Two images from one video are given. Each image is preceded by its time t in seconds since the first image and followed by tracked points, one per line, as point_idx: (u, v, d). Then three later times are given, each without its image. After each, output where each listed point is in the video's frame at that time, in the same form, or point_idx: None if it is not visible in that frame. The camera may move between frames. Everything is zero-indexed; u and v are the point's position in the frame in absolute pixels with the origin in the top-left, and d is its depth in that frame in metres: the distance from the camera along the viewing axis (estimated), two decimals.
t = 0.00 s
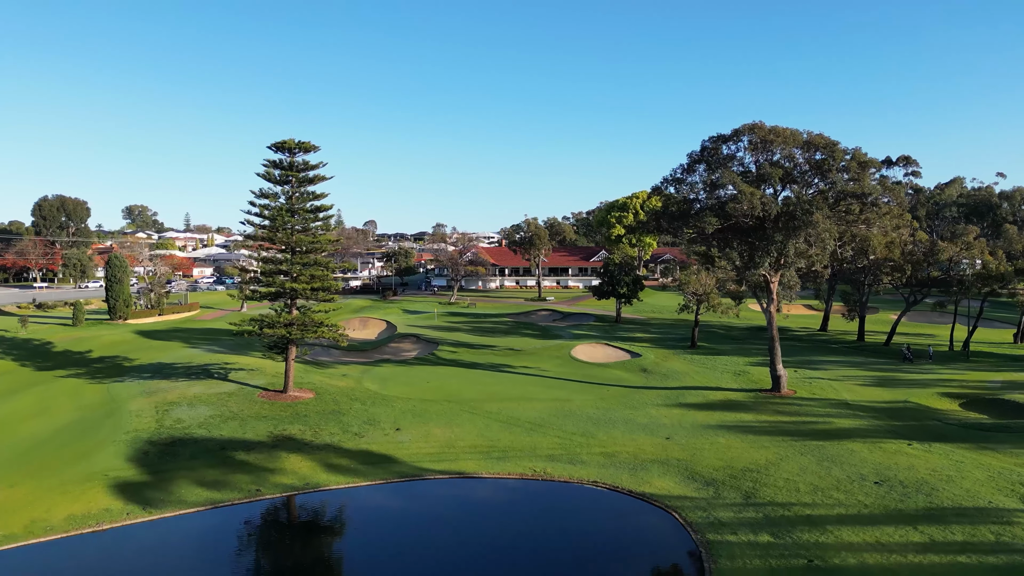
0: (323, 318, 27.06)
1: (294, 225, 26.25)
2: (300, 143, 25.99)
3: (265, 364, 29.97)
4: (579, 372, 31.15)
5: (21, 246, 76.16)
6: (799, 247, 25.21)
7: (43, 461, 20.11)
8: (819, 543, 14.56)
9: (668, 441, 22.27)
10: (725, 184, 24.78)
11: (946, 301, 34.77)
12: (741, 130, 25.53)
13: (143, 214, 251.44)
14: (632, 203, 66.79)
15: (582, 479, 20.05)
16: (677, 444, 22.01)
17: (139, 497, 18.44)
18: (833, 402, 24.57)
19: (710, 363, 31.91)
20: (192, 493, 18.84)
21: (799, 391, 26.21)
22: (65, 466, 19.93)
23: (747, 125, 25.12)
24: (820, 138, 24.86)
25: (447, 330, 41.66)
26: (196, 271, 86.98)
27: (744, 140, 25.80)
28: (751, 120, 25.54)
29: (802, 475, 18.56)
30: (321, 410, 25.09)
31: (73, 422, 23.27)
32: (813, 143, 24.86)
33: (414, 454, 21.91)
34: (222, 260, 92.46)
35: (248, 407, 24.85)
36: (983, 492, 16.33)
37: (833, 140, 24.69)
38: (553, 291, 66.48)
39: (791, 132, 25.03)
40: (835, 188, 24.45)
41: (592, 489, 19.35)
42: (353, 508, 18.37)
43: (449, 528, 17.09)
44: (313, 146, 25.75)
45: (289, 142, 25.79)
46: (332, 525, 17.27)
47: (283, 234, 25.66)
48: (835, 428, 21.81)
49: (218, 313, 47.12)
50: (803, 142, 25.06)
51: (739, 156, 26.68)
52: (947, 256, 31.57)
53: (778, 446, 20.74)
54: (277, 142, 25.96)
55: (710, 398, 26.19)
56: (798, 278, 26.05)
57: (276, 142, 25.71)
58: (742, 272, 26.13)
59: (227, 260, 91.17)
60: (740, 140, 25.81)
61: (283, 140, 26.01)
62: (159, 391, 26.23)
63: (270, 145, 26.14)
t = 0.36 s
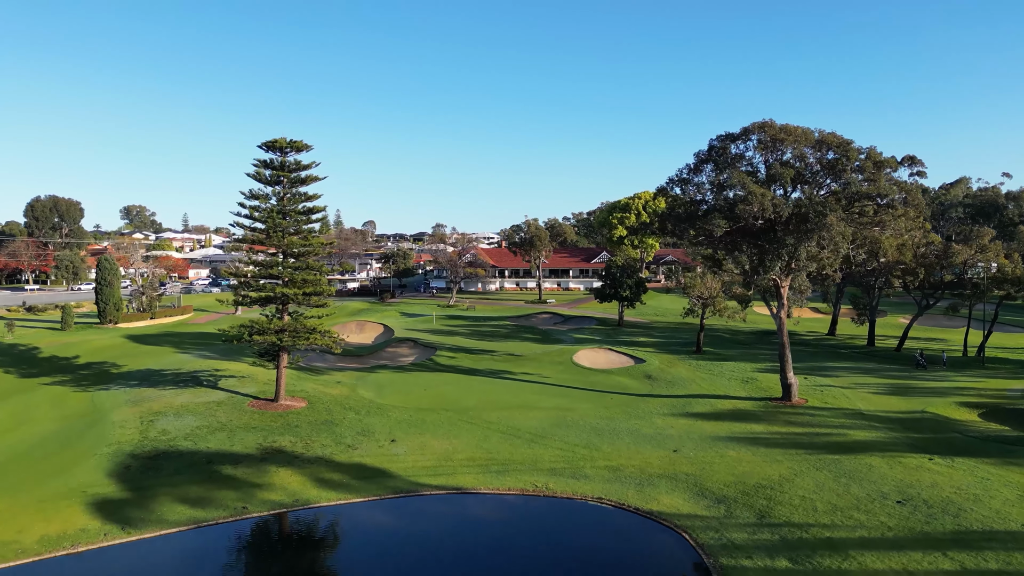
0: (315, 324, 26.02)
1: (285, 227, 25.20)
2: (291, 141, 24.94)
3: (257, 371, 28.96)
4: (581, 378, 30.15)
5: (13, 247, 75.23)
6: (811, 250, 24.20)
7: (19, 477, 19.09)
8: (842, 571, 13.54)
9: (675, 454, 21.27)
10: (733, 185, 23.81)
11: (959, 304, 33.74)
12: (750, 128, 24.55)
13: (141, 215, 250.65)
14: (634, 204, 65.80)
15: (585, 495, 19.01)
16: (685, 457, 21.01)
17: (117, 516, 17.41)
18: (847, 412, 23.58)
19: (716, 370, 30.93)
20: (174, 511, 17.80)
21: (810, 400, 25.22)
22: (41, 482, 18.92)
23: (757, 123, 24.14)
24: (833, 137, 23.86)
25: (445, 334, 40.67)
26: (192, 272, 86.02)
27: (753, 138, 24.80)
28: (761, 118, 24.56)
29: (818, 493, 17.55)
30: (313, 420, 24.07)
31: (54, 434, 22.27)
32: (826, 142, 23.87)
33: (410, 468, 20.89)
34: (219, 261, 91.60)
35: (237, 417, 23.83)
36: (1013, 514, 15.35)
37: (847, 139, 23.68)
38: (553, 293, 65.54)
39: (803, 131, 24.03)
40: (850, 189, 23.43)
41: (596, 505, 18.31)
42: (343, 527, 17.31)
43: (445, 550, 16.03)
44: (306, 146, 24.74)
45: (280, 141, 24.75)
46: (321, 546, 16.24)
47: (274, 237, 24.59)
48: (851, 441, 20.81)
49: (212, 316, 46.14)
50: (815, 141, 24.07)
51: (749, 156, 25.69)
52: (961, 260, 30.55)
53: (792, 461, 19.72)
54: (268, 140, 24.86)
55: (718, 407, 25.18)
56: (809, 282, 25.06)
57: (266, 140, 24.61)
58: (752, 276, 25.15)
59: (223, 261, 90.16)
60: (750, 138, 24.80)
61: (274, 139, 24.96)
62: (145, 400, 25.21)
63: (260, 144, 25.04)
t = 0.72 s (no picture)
0: (308, 331, 25.02)
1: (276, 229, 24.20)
2: (283, 140, 23.98)
3: (247, 378, 27.94)
4: (583, 385, 29.16)
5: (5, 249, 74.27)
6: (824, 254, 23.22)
7: None
8: None
9: (684, 468, 20.28)
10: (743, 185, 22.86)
11: (973, 308, 32.74)
12: (760, 127, 23.61)
13: (139, 215, 249.93)
14: (636, 204, 64.76)
15: (589, 512, 17.99)
16: (694, 471, 20.01)
17: (94, 536, 16.33)
18: (862, 423, 22.58)
19: (723, 376, 29.93)
20: (154, 530, 16.73)
21: (823, 410, 24.21)
22: (17, 499, 17.91)
23: (767, 121, 23.22)
24: (847, 135, 22.93)
25: (444, 338, 39.67)
26: (187, 274, 85.00)
27: (763, 137, 23.85)
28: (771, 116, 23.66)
29: (837, 512, 16.54)
30: (304, 431, 23.05)
31: (32, 446, 21.23)
32: (840, 141, 22.93)
33: (405, 483, 19.87)
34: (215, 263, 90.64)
35: (225, 428, 22.80)
36: None
37: (861, 138, 22.73)
38: (554, 295, 64.53)
39: (814, 130, 23.13)
40: (865, 190, 22.49)
41: (601, 524, 17.28)
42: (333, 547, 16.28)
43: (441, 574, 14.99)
44: (298, 145, 23.76)
45: (271, 139, 23.78)
46: (308, 569, 15.20)
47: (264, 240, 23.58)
48: (869, 455, 19.81)
49: (205, 320, 45.11)
50: (827, 140, 23.17)
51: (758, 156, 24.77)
52: (976, 262, 29.54)
53: (806, 476, 18.72)
54: (257, 139, 23.87)
55: (727, 417, 24.16)
56: (822, 287, 24.08)
57: (256, 139, 23.62)
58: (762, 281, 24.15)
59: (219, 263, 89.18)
60: (760, 137, 23.86)
61: (264, 137, 23.98)
62: (130, 410, 24.17)
63: (249, 143, 24.05)
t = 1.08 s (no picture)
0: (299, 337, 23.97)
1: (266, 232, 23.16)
2: (273, 139, 22.97)
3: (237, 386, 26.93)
4: (586, 393, 28.17)
5: None
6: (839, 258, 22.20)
7: None
8: None
9: (693, 483, 19.26)
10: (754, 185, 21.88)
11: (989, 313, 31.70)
12: (772, 125, 22.61)
13: (137, 215, 248.96)
14: (638, 205, 63.70)
15: (594, 532, 16.92)
16: (704, 487, 18.99)
17: (67, 559, 15.25)
18: (879, 435, 21.56)
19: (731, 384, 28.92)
20: (132, 552, 15.63)
21: (837, 420, 23.21)
22: None
23: (779, 119, 22.21)
24: (862, 134, 21.94)
25: (442, 342, 38.65)
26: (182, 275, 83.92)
27: (774, 136, 22.88)
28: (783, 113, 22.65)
29: (859, 534, 15.49)
30: (295, 443, 22.02)
31: (8, 460, 20.20)
32: (855, 140, 21.94)
33: (400, 499, 18.85)
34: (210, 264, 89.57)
35: (212, 440, 21.75)
36: None
37: (878, 136, 21.75)
38: (554, 297, 63.54)
39: (828, 128, 22.13)
40: (882, 191, 21.48)
41: (607, 545, 16.22)
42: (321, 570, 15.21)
43: None
44: (289, 144, 22.76)
45: (260, 138, 22.77)
46: None
47: (253, 243, 22.55)
48: (888, 470, 18.81)
49: (197, 324, 44.07)
50: (842, 138, 22.19)
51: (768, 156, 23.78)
52: (993, 266, 28.49)
53: (824, 494, 17.70)
54: (246, 138, 22.84)
55: (737, 428, 23.14)
56: (836, 292, 23.11)
57: (244, 138, 22.59)
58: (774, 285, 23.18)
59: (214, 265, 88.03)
60: (770, 136, 22.89)
61: (253, 136, 22.95)
62: (113, 421, 23.14)
63: (238, 142, 23.04)
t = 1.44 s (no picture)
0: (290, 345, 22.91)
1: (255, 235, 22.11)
2: (262, 137, 21.95)
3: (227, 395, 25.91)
4: (589, 401, 27.18)
5: None
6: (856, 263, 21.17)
7: None
8: None
9: (702, 501, 18.25)
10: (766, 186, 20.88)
11: (1005, 317, 30.68)
12: (784, 123, 21.60)
13: (134, 215, 247.77)
14: (641, 206, 62.63)
15: (599, 554, 15.85)
16: (714, 505, 17.97)
17: None
18: (898, 449, 20.56)
19: (738, 392, 27.94)
20: None
21: (852, 432, 22.21)
22: None
23: (793, 117, 21.20)
24: (879, 132, 20.95)
25: (440, 347, 37.65)
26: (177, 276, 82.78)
27: (786, 134, 21.88)
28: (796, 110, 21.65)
29: (883, 559, 14.46)
30: (285, 456, 20.99)
31: None
32: (872, 139, 20.93)
33: (394, 518, 17.80)
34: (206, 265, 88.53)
35: (197, 453, 20.72)
36: None
37: (896, 135, 20.74)
38: (555, 299, 62.49)
39: (844, 126, 21.08)
40: (900, 193, 20.47)
41: (613, 569, 15.14)
42: None
43: None
44: (280, 143, 21.75)
45: (249, 136, 21.75)
46: None
47: (242, 246, 21.46)
48: (910, 488, 17.80)
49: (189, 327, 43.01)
50: (858, 137, 21.16)
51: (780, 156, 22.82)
52: (1011, 269, 27.47)
53: (843, 514, 16.69)
54: (234, 136, 21.74)
55: (748, 439, 22.12)
56: (851, 298, 22.13)
57: (232, 136, 21.50)
58: (786, 291, 22.19)
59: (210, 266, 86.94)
60: (782, 134, 21.89)
61: (241, 135, 21.92)
62: (95, 433, 22.08)
63: (226, 141, 22.00)
